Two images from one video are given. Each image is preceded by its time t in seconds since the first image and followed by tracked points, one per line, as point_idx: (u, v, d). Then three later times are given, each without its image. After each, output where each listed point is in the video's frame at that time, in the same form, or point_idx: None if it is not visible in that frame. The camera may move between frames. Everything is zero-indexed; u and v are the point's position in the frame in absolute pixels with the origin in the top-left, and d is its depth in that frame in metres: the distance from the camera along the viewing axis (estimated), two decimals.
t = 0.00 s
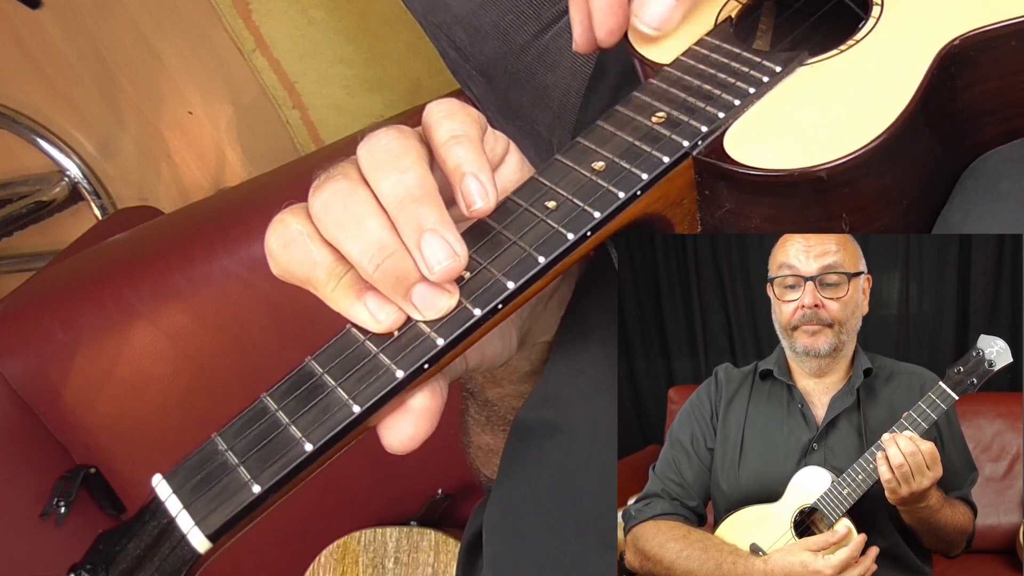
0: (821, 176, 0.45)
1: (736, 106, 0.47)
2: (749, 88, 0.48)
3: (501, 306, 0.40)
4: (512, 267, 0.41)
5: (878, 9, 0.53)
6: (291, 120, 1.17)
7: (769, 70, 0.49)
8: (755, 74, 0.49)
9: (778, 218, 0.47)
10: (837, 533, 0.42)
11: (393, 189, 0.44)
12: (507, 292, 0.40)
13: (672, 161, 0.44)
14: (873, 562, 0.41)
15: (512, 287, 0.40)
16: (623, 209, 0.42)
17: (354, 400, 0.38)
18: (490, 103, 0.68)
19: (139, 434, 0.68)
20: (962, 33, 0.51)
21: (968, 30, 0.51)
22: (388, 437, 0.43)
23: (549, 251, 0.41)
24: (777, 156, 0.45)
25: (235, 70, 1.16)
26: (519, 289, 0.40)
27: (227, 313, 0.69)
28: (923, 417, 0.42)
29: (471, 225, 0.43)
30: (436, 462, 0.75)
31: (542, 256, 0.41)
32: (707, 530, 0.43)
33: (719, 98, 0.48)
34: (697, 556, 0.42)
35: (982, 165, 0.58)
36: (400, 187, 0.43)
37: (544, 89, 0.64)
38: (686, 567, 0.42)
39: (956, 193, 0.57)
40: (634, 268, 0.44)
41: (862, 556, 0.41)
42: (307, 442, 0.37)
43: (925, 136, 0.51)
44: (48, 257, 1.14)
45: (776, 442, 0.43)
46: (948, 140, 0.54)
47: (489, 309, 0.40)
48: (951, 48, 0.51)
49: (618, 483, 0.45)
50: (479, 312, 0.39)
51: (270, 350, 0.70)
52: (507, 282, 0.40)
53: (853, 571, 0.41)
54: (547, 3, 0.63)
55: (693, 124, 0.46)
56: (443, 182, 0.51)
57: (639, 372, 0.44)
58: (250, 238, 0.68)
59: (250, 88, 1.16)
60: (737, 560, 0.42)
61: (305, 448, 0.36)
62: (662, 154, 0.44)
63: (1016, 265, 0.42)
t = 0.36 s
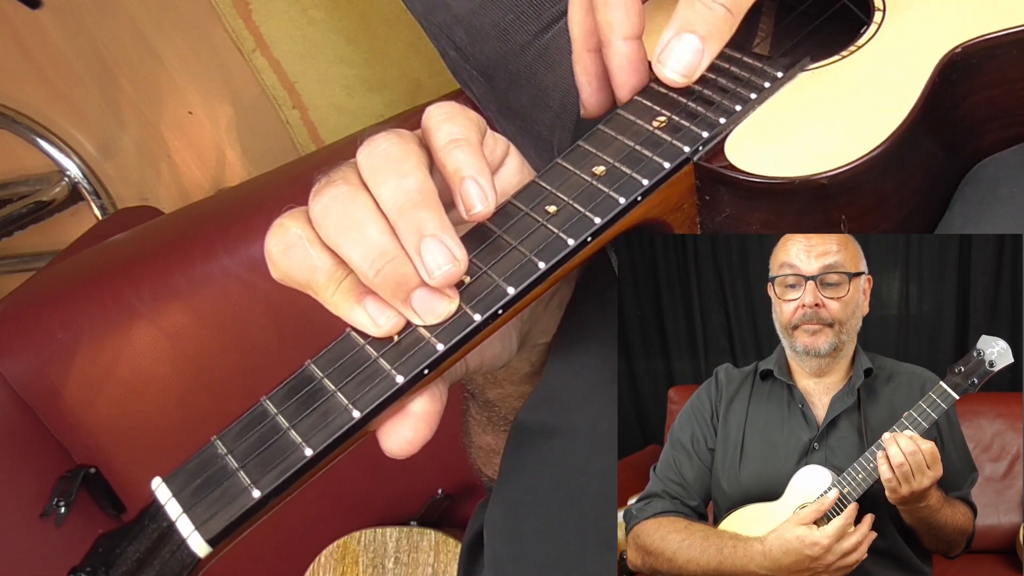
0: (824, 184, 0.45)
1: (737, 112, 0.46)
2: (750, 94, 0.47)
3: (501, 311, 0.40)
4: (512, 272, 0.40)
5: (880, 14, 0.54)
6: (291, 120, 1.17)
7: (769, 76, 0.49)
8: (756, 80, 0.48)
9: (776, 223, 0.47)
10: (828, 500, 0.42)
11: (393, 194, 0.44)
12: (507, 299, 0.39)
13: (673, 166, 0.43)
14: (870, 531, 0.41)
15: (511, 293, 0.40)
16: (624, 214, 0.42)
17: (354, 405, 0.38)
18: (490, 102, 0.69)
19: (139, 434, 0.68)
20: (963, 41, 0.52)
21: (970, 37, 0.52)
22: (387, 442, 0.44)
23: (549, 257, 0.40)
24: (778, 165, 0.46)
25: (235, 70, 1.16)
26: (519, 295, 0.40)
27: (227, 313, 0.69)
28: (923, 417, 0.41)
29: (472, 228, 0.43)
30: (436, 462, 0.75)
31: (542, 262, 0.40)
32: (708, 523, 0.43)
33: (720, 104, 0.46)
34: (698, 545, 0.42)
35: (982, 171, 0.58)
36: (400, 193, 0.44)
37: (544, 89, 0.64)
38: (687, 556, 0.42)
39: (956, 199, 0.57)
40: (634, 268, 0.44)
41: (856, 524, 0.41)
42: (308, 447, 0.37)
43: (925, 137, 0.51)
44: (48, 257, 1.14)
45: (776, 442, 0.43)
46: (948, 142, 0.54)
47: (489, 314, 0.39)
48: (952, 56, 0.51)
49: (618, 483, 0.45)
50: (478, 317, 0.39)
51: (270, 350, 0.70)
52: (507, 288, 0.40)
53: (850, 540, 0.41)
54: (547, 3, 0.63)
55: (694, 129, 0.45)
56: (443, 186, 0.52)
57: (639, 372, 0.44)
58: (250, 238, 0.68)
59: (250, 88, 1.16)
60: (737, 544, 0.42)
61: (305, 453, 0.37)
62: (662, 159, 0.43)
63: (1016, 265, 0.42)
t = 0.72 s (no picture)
0: (824, 184, 0.46)
1: (738, 113, 0.47)
2: (750, 96, 0.48)
3: (503, 312, 0.40)
4: (514, 273, 0.41)
5: (879, 17, 0.54)
6: (291, 120, 1.17)
7: (769, 78, 0.49)
8: (756, 81, 0.49)
9: (777, 224, 0.47)
10: (834, 521, 0.41)
11: (395, 198, 0.43)
12: (509, 300, 0.40)
13: (673, 167, 0.44)
14: (876, 554, 0.41)
15: (514, 294, 0.40)
16: (626, 215, 0.42)
17: (357, 406, 0.38)
18: (490, 103, 0.68)
19: (139, 434, 0.68)
20: (963, 41, 0.52)
21: (970, 38, 0.52)
22: (391, 443, 0.44)
23: (550, 258, 0.41)
24: (779, 165, 0.46)
25: (235, 70, 1.16)
26: (522, 296, 0.40)
27: (226, 313, 0.69)
28: (923, 417, 0.42)
29: (473, 231, 0.43)
30: (436, 462, 0.75)
31: (543, 263, 0.41)
32: (708, 527, 0.43)
33: (720, 105, 0.47)
34: (699, 552, 0.42)
35: (983, 173, 0.58)
36: (401, 196, 0.43)
37: (543, 89, 0.64)
38: (688, 563, 0.42)
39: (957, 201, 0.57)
40: (634, 267, 0.44)
41: (862, 547, 0.41)
42: (311, 448, 0.37)
43: (925, 137, 0.51)
44: (48, 257, 1.14)
45: (776, 442, 0.43)
46: (948, 142, 0.54)
47: (491, 315, 0.40)
48: (952, 57, 0.51)
49: (618, 483, 0.45)
50: (480, 318, 0.39)
51: (270, 350, 0.70)
52: (510, 289, 0.40)
53: (854, 562, 0.41)
54: (547, 3, 0.63)
55: (695, 130, 0.46)
56: (444, 187, 0.51)
57: (639, 372, 0.44)
58: (250, 238, 0.69)
59: (250, 88, 1.16)
60: (739, 556, 0.42)
61: (307, 454, 0.37)
62: (663, 160, 0.44)
63: (1016, 265, 0.42)
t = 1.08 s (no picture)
0: (825, 189, 0.46)
1: (739, 117, 0.47)
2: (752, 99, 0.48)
3: (504, 316, 0.40)
4: (515, 277, 0.41)
5: (880, 20, 0.54)
6: (291, 120, 1.17)
7: (771, 82, 0.49)
8: (757, 85, 0.49)
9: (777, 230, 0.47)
10: (828, 502, 0.42)
11: (396, 200, 0.44)
12: (509, 303, 0.40)
13: (675, 171, 0.44)
14: (871, 534, 0.41)
15: (514, 298, 0.40)
16: (627, 219, 0.43)
17: (357, 410, 0.38)
18: (490, 103, 0.69)
19: (139, 434, 0.68)
20: (963, 47, 0.51)
21: (969, 45, 0.52)
22: (391, 447, 0.44)
23: (550, 262, 0.41)
24: (782, 171, 0.46)
25: (235, 70, 1.16)
26: (522, 300, 0.40)
27: (227, 313, 0.69)
28: (923, 417, 0.42)
29: (474, 233, 0.43)
30: (435, 462, 0.75)
31: (544, 267, 0.41)
32: (709, 523, 0.43)
33: (722, 109, 0.47)
34: (698, 546, 0.42)
35: (983, 176, 0.58)
36: (403, 198, 0.44)
37: (544, 89, 0.64)
38: (687, 557, 0.42)
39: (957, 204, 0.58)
40: (635, 268, 0.44)
41: (856, 528, 0.41)
42: (311, 452, 0.37)
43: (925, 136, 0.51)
44: (48, 257, 1.14)
45: (776, 442, 0.43)
46: (948, 143, 0.54)
47: (492, 318, 0.40)
48: (953, 62, 0.51)
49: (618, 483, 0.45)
50: (481, 322, 0.40)
51: (270, 350, 0.70)
52: (510, 293, 0.40)
53: (850, 544, 0.41)
54: (547, 3, 0.63)
55: (696, 134, 0.46)
56: (445, 190, 0.52)
57: (639, 372, 0.44)
58: (250, 238, 0.69)
59: (250, 88, 1.16)
60: (738, 546, 0.42)
61: (307, 458, 0.37)
62: (664, 164, 0.44)
63: (1016, 265, 0.42)
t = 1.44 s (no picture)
0: (825, 193, 0.45)
1: (739, 121, 0.48)
2: (752, 102, 0.48)
3: (505, 320, 0.41)
4: (516, 280, 0.41)
5: (881, 23, 0.54)
6: (291, 120, 1.17)
7: (772, 85, 0.49)
8: (758, 89, 0.49)
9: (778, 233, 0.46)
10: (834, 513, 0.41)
11: (398, 205, 0.44)
12: (510, 307, 0.41)
13: (675, 175, 0.45)
14: (870, 539, 0.41)
15: (514, 301, 0.41)
16: (625, 224, 0.44)
17: (358, 413, 0.39)
18: (490, 101, 0.68)
19: (139, 434, 0.68)
20: (963, 51, 0.51)
21: (971, 48, 0.52)
22: (392, 450, 0.45)
23: (552, 266, 0.42)
24: (782, 174, 0.46)
25: (235, 70, 1.16)
26: (523, 303, 0.41)
27: (227, 312, 0.69)
28: (924, 417, 0.41)
29: (475, 237, 0.44)
30: (435, 462, 0.75)
31: (545, 270, 0.42)
32: (709, 523, 0.44)
33: (722, 112, 0.48)
34: (700, 547, 0.42)
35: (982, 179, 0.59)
36: (405, 203, 0.44)
37: (543, 89, 0.64)
38: (689, 558, 0.42)
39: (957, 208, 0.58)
40: (634, 267, 0.44)
41: (858, 533, 0.41)
42: (312, 455, 0.37)
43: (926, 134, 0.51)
44: (48, 257, 1.14)
45: (777, 442, 0.43)
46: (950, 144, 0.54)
47: (493, 322, 0.41)
48: (953, 66, 0.51)
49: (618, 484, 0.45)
50: (482, 325, 0.40)
51: (270, 350, 0.69)
52: (511, 296, 0.41)
53: (853, 550, 0.40)
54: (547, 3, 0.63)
55: (696, 138, 0.47)
56: (447, 195, 0.53)
57: (639, 372, 0.44)
58: (250, 237, 0.69)
59: (250, 88, 1.16)
60: (740, 549, 0.42)
61: (309, 461, 0.37)
62: (665, 168, 0.45)
63: (1017, 271, 0.41)
